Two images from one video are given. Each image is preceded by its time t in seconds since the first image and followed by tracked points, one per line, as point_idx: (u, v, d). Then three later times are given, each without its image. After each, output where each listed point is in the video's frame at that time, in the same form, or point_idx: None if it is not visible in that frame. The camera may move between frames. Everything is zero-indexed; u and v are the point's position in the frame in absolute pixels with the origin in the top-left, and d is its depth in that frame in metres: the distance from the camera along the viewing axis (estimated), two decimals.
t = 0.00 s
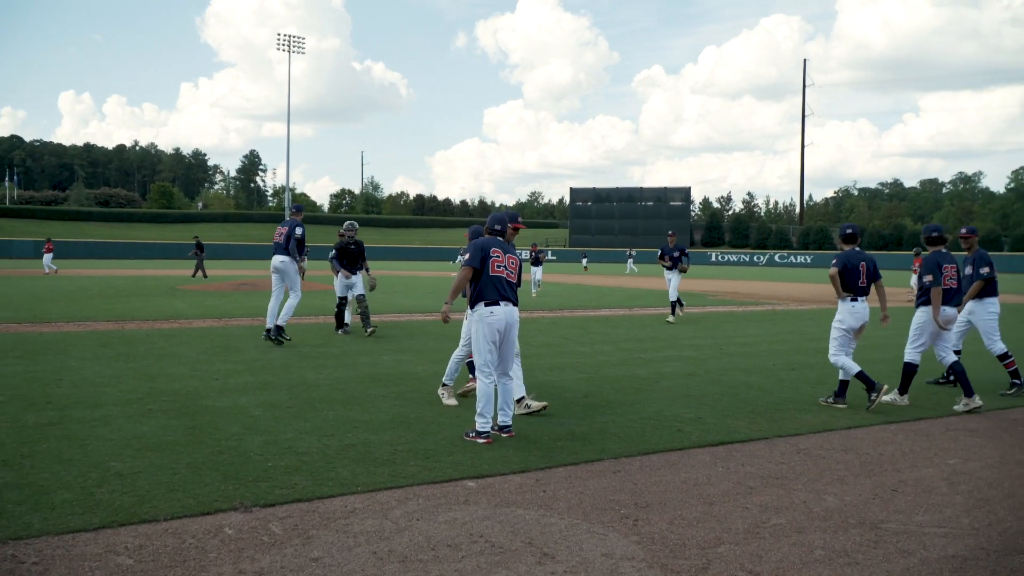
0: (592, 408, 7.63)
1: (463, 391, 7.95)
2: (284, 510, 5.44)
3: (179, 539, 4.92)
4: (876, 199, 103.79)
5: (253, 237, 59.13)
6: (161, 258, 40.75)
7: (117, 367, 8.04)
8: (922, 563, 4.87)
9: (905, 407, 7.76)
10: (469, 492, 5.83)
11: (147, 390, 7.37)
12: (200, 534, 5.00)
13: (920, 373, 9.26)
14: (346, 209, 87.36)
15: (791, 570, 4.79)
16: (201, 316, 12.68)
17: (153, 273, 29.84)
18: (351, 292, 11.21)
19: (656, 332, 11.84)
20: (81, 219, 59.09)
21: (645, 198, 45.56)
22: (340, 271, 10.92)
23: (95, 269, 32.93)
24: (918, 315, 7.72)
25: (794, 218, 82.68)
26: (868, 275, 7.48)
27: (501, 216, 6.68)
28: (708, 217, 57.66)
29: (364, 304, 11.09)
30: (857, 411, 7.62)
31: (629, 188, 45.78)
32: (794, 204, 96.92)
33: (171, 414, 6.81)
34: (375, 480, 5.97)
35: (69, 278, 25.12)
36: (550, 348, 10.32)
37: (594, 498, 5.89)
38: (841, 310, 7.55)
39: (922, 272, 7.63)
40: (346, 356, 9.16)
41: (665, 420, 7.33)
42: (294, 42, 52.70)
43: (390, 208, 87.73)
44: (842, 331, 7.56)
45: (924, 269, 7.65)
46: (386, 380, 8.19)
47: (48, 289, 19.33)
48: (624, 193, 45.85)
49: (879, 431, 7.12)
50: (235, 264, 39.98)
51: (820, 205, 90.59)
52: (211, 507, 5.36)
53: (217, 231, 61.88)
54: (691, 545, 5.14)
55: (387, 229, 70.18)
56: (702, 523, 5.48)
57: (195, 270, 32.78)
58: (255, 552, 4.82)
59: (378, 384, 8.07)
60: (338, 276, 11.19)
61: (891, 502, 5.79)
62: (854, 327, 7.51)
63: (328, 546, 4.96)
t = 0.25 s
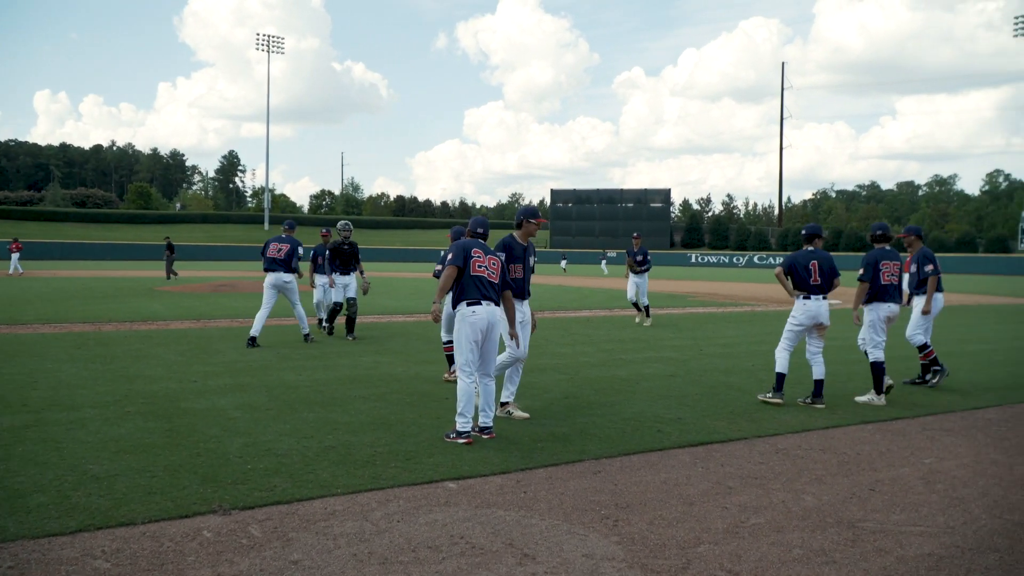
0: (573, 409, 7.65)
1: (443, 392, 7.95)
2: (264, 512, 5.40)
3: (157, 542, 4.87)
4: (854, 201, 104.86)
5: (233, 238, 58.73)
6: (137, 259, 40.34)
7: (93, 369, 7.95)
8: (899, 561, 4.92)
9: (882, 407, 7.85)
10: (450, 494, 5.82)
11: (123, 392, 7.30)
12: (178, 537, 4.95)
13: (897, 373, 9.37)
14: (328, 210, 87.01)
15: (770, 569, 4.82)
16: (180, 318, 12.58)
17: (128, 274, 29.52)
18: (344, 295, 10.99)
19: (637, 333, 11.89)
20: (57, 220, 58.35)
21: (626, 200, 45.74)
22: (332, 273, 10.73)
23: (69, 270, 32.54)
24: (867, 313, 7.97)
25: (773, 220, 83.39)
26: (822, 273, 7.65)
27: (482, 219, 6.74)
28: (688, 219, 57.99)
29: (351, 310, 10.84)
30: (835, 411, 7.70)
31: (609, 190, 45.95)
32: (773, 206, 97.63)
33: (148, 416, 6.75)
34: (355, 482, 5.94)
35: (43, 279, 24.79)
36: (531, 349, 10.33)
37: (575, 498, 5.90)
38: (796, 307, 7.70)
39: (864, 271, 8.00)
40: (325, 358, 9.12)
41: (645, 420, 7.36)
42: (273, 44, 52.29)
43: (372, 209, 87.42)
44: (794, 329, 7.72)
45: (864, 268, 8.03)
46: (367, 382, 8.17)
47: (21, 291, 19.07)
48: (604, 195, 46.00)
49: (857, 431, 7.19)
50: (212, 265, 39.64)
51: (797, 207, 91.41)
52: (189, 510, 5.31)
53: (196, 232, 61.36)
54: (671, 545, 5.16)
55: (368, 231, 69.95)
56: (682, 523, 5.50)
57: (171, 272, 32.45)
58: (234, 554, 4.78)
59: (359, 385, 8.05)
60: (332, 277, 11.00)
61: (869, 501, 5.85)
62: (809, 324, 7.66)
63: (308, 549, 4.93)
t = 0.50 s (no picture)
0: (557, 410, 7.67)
1: (428, 393, 7.97)
2: (245, 515, 5.37)
3: (138, 546, 4.84)
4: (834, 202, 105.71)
5: (215, 239, 58.31)
6: (117, 261, 39.97)
7: (73, 372, 7.89)
8: (879, 559, 4.98)
9: (862, 406, 7.94)
10: (433, 495, 5.82)
11: (103, 394, 7.24)
12: (159, 541, 4.92)
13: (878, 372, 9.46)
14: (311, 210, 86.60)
15: (752, 568, 4.86)
16: (161, 319, 12.49)
17: (108, 276, 29.28)
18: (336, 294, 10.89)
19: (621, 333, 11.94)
20: (36, 220, 57.70)
21: (609, 201, 45.85)
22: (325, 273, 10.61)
23: (47, 272, 32.15)
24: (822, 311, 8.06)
25: (754, 221, 83.95)
26: (776, 274, 7.70)
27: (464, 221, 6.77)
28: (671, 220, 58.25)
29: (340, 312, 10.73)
30: (816, 411, 7.76)
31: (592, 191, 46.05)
32: (755, 207, 98.12)
33: (128, 419, 6.71)
34: (338, 484, 5.93)
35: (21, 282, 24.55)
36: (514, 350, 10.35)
37: (558, 499, 5.91)
38: (752, 307, 7.79)
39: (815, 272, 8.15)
40: (308, 359, 9.10)
41: (628, 421, 7.39)
42: (253, 40, 53.09)
43: (355, 208, 87.13)
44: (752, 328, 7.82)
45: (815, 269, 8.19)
46: (350, 383, 8.16)
47: None
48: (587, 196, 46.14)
49: (838, 430, 7.26)
50: (193, 267, 39.37)
51: (779, 208, 91.86)
52: (169, 514, 5.28)
53: (177, 233, 60.85)
54: (654, 545, 5.19)
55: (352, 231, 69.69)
56: (665, 523, 5.54)
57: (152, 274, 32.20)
58: (215, 558, 4.76)
59: (343, 386, 8.03)
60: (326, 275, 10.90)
61: (849, 500, 5.91)
62: (765, 322, 7.75)
63: (290, 551, 4.91)
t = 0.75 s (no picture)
0: (537, 411, 7.69)
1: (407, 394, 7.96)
2: (223, 518, 5.34)
3: (113, 550, 4.79)
4: (813, 203, 106.70)
5: (194, 240, 57.84)
6: (91, 263, 39.46)
7: (47, 375, 7.80)
8: (855, 556, 5.03)
9: (838, 404, 8.02)
10: (412, 496, 5.81)
11: (78, 397, 7.17)
12: (135, 545, 4.88)
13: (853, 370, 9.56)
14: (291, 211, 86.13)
15: (729, 566, 4.89)
16: (137, 321, 12.37)
17: (82, 278, 28.91)
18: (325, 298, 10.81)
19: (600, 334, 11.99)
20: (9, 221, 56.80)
21: (589, 202, 45.97)
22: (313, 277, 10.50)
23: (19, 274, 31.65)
24: (771, 306, 8.25)
25: (734, 221, 84.56)
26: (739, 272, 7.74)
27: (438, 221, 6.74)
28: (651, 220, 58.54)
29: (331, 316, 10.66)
30: (794, 410, 7.84)
31: (573, 192, 46.14)
32: (734, 208, 98.67)
33: (103, 422, 6.65)
34: (316, 486, 5.91)
35: None
36: (495, 351, 10.36)
37: (538, 499, 5.93)
38: (718, 305, 7.90)
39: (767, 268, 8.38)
40: (287, 361, 9.06)
41: (608, 421, 7.42)
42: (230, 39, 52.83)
43: (335, 209, 86.70)
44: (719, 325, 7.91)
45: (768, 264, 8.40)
46: (329, 384, 8.14)
47: None
48: (568, 196, 46.20)
49: (815, 428, 7.34)
50: (169, 268, 38.94)
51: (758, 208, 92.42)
52: (145, 518, 5.23)
53: (154, 234, 60.17)
54: (632, 544, 5.22)
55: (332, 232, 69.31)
56: (643, 522, 5.56)
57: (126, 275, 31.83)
58: (192, 562, 4.72)
59: (323, 388, 8.01)
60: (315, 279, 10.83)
61: (825, 498, 5.97)
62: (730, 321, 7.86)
63: (267, 554, 4.88)
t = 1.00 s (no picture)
0: (517, 411, 7.70)
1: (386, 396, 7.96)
2: (200, 522, 5.30)
3: (88, 555, 4.75)
4: (790, 203, 107.68)
5: (171, 241, 57.33)
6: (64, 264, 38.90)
7: (19, 378, 7.70)
8: (830, 553, 5.09)
9: (815, 403, 8.11)
10: (392, 498, 5.81)
11: (51, 401, 7.09)
12: (111, 550, 4.83)
13: (829, 369, 9.68)
14: (270, 211, 85.60)
15: (707, 565, 4.93)
16: (112, 323, 12.24)
17: (53, 280, 28.49)
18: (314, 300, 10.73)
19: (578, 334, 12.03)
20: None
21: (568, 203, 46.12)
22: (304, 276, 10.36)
23: None
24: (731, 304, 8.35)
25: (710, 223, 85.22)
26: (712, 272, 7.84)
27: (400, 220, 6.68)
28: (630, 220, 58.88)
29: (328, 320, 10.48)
30: (771, 409, 7.91)
31: (552, 192, 46.28)
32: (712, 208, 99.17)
33: (78, 426, 6.58)
34: (295, 489, 5.89)
35: None
36: (474, 351, 10.37)
37: (518, 499, 5.94)
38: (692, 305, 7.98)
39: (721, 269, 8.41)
40: (265, 363, 9.01)
41: (587, 421, 7.46)
42: (205, 38, 52.37)
43: (314, 208, 86.18)
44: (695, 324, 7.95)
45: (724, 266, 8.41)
46: (307, 386, 8.11)
47: None
48: (547, 197, 46.22)
49: (792, 427, 7.41)
50: (143, 269, 38.45)
51: (736, 208, 92.98)
52: (121, 522, 5.19)
53: (130, 234, 59.43)
54: (611, 544, 5.24)
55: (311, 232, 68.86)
56: (622, 522, 5.59)
57: (99, 276, 31.39)
58: (168, 566, 4.69)
59: (302, 390, 8.00)
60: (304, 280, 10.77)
61: (801, 496, 6.03)
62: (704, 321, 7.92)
63: (245, 558, 4.85)
